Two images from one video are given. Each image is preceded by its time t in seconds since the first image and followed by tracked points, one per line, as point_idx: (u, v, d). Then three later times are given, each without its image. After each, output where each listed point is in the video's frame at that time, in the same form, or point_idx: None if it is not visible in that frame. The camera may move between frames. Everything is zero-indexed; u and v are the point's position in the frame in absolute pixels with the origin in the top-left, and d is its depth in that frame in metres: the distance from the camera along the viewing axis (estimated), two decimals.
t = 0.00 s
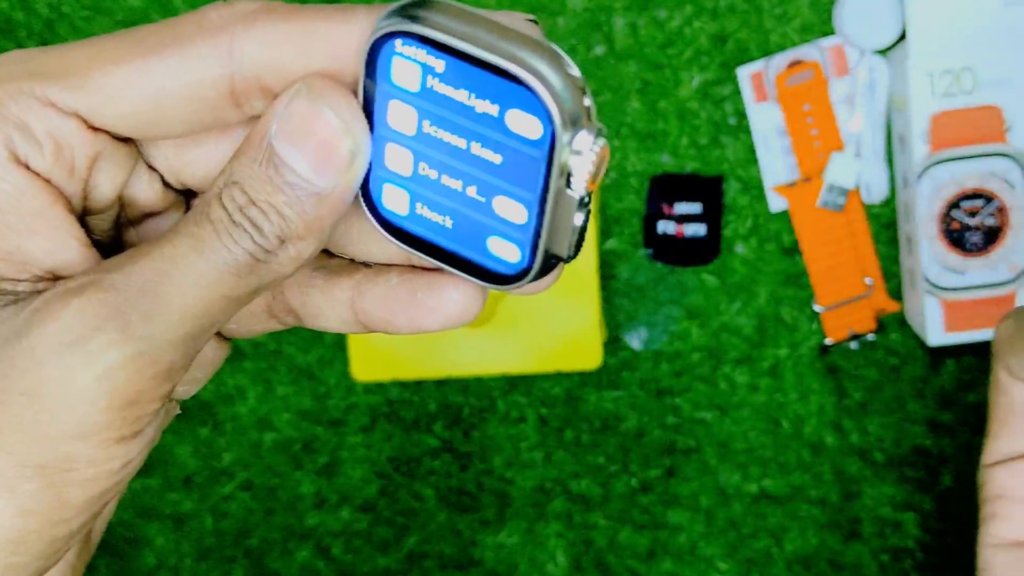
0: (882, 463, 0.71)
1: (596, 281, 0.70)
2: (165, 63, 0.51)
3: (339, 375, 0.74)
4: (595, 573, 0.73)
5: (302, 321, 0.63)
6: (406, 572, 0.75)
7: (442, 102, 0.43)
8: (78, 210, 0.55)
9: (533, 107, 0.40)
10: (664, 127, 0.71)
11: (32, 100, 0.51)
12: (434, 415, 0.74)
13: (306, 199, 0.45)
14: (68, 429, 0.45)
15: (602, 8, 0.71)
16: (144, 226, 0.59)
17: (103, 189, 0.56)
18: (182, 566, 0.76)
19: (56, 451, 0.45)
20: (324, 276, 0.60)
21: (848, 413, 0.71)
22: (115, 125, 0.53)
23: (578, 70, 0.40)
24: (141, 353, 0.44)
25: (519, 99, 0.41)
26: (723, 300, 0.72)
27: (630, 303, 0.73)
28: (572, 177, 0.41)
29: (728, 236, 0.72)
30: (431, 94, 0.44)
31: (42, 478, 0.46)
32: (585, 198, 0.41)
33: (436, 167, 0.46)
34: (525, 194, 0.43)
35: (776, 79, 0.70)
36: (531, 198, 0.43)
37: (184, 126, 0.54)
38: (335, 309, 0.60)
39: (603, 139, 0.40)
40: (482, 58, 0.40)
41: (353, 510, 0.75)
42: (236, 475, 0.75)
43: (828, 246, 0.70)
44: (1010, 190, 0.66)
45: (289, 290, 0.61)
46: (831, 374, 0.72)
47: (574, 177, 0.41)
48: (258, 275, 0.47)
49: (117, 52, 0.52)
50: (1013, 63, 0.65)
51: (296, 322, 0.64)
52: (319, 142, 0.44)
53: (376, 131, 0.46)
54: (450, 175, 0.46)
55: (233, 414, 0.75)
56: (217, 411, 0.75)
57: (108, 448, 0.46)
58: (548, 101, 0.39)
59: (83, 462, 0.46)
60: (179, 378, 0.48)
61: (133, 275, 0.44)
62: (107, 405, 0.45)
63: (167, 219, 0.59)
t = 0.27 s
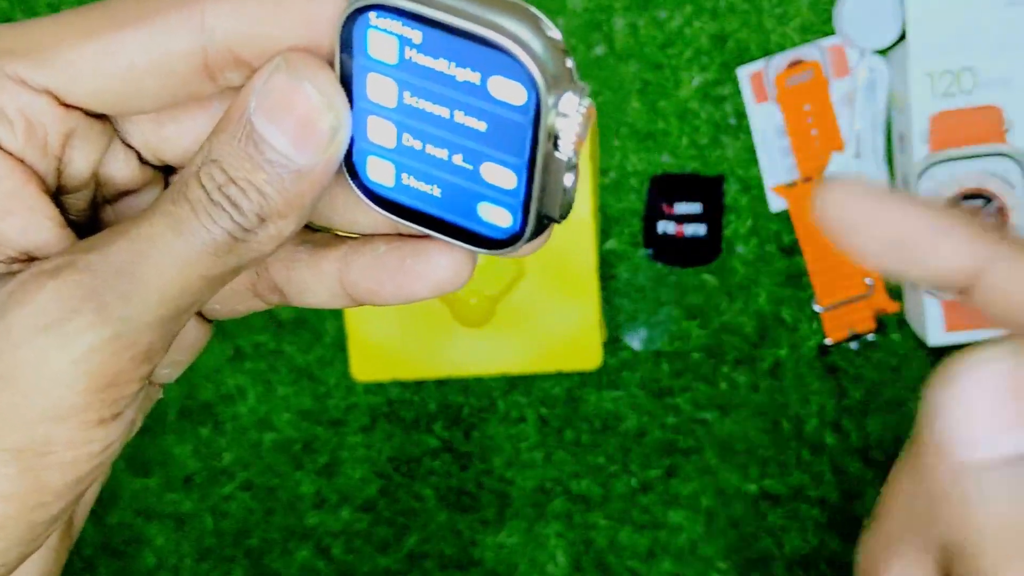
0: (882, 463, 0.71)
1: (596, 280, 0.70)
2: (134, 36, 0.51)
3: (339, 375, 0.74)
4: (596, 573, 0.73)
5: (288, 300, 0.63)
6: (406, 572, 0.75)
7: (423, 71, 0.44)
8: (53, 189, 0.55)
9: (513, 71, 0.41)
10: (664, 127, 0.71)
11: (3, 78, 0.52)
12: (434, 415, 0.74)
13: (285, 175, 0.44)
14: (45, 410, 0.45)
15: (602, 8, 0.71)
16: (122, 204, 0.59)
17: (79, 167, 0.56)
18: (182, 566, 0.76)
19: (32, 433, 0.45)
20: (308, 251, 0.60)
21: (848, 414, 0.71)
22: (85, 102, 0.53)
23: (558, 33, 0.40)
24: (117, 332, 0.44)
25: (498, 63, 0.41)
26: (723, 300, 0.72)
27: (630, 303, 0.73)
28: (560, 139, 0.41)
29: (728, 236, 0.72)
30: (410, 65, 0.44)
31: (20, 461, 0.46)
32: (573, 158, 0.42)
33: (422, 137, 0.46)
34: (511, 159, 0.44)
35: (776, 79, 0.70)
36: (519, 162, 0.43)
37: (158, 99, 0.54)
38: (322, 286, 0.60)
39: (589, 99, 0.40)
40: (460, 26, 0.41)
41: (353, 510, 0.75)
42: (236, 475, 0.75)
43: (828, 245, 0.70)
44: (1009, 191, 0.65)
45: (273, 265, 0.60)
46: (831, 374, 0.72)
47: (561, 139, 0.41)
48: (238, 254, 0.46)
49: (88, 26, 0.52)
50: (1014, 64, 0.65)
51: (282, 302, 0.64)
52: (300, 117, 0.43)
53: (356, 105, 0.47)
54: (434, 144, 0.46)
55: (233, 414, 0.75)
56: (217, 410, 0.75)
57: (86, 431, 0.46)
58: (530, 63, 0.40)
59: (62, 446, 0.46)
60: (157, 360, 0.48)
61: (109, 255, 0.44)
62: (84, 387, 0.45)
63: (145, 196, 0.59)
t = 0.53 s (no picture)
0: (882, 462, 0.71)
1: (597, 280, 0.70)
2: (137, 33, 0.51)
3: (339, 375, 0.74)
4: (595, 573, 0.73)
5: (289, 299, 0.63)
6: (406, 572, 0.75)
7: (428, 69, 0.44)
8: (54, 187, 0.55)
9: (523, 70, 0.41)
10: (664, 127, 0.71)
11: (3, 77, 0.52)
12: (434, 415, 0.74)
13: (290, 175, 0.44)
14: (48, 410, 0.45)
15: (602, 8, 0.70)
16: (124, 202, 0.59)
17: (79, 165, 0.55)
18: (183, 566, 0.77)
19: (35, 433, 0.45)
20: (311, 249, 0.60)
21: (848, 414, 0.71)
22: (86, 100, 0.53)
23: (566, 31, 0.40)
24: (119, 332, 0.44)
25: (507, 62, 0.41)
26: (723, 300, 0.72)
27: (630, 303, 0.72)
28: (569, 139, 0.41)
29: (728, 236, 0.72)
30: (416, 64, 0.44)
31: (22, 461, 0.46)
32: (581, 157, 0.41)
33: (427, 136, 0.46)
34: (518, 157, 0.44)
35: (776, 79, 0.70)
36: (526, 161, 0.44)
37: (160, 99, 0.54)
38: (324, 283, 0.59)
39: (598, 98, 0.40)
40: (469, 24, 0.41)
41: (353, 510, 0.75)
42: (236, 475, 0.75)
43: (828, 246, 0.70)
44: (1010, 191, 0.66)
45: (275, 265, 0.60)
46: (831, 374, 0.72)
47: (569, 138, 0.41)
48: (241, 254, 0.46)
49: (89, 24, 0.52)
50: (1013, 64, 0.65)
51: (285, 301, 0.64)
52: (304, 117, 0.43)
53: (361, 104, 0.46)
54: (440, 143, 0.46)
55: (233, 414, 0.75)
56: (216, 410, 0.75)
57: (88, 431, 0.47)
58: (539, 62, 0.40)
59: (63, 446, 0.46)
60: (159, 360, 0.48)
61: (112, 255, 0.44)
62: (86, 386, 0.45)
63: (148, 193, 0.59)
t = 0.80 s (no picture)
0: (882, 462, 0.71)
1: (596, 279, 0.70)
2: (127, 27, 0.51)
3: (339, 375, 0.74)
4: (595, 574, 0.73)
5: (283, 293, 0.63)
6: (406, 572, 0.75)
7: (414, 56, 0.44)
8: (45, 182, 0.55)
9: (508, 57, 0.42)
10: (664, 127, 0.71)
11: None
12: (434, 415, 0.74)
13: (279, 166, 0.44)
14: (40, 404, 0.45)
15: (602, 8, 0.71)
16: (117, 197, 0.59)
17: (70, 159, 0.55)
18: (182, 566, 0.76)
19: (28, 427, 0.45)
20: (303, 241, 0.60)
21: (848, 414, 0.71)
22: (77, 95, 0.53)
23: (549, 19, 0.41)
24: (110, 324, 0.44)
25: (493, 51, 0.42)
26: (723, 300, 0.72)
27: (630, 303, 0.72)
28: (553, 127, 0.42)
29: (728, 236, 0.72)
30: (402, 53, 0.44)
31: (15, 455, 0.46)
32: (566, 146, 0.42)
33: (415, 127, 0.46)
34: (505, 146, 0.44)
35: (776, 79, 0.70)
36: (514, 151, 0.44)
37: (150, 92, 0.54)
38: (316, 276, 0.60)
39: (582, 86, 0.41)
40: (453, 12, 0.41)
41: (353, 510, 0.75)
42: (236, 475, 0.75)
43: (827, 245, 0.71)
44: (1009, 190, 0.66)
45: (268, 257, 0.60)
46: (831, 374, 0.72)
47: (554, 127, 0.42)
48: (231, 247, 0.46)
49: (79, 19, 0.52)
50: (1013, 63, 0.65)
51: (278, 294, 0.64)
52: (293, 108, 0.43)
53: (348, 96, 0.46)
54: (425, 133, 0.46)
55: (233, 414, 0.75)
56: (216, 410, 0.75)
57: (80, 424, 0.47)
58: (523, 49, 0.41)
59: (56, 440, 0.46)
60: (152, 353, 0.48)
61: (103, 248, 0.44)
62: (78, 379, 0.45)
63: (140, 188, 0.59)
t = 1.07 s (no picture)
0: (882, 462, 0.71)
1: (596, 279, 0.70)
2: (122, 18, 0.51)
3: (339, 375, 0.74)
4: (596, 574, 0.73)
5: (278, 285, 0.63)
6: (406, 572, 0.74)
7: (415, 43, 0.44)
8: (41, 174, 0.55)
9: (509, 49, 0.42)
10: (664, 127, 0.71)
11: None
12: (434, 415, 0.74)
13: (276, 157, 0.45)
14: (35, 397, 0.44)
15: (602, 7, 0.71)
16: (113, 188, 0.59)
17: (66, 150, 0.55)
18: (182, 566, 0.76)
19: (22, 420, 0.45)
20: (300, 237, 0.61)
21: (848, 414, 0.71)
22: (72, 85, 0.53)
23: (554, 13, 0.41)
24: (105, 316, 0.44)
25: (494, 41, 0.42)
26: (723, 300, 0.72)
27: (630, 303, 0.72)
28: (553, 122, 0.42)
29: (728, 236, 0.72)
30: (403, 43, 0.45)
31: (10, 448, 0.46)
32: (565, 142, 0.42)
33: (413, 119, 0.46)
34: (502, 140, 0.44)
35: (776, 79, 0.70)
36: (509, 146, 0.44)
37: (146, 82, 0.54)
38: (310, 268, 0.60)
39: (583, 81, 0.41)
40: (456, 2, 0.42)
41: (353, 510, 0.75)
42: (236, 475, 0.75)
43: (827, 244, 0.70)
44: (1009, 190, 0.66)
45: (263, 251, 0.61)
46: (831, 374, 0.72)
47: (553, 120, 0.42)
48: (227, 239, 0.46)
49: (73, 8, 0.52)
50: (1013, 63, 0.65)
51: (272, 286, 0.64)
52: (290, 99, 0.44)
53: (346, 85, 0.47)
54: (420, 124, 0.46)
55: (233, 414, 0.75)
56: (216, 410, 0.75)
57: (75, 416, 0.46)
58: (526, 44, 0.41)
59: (50, 433, 0.46)
60: (147, 346, 0.47)
61: (98, 240, 0.44)
62: (73, 372, 0.44)
63: (136, 179, 0.59)
